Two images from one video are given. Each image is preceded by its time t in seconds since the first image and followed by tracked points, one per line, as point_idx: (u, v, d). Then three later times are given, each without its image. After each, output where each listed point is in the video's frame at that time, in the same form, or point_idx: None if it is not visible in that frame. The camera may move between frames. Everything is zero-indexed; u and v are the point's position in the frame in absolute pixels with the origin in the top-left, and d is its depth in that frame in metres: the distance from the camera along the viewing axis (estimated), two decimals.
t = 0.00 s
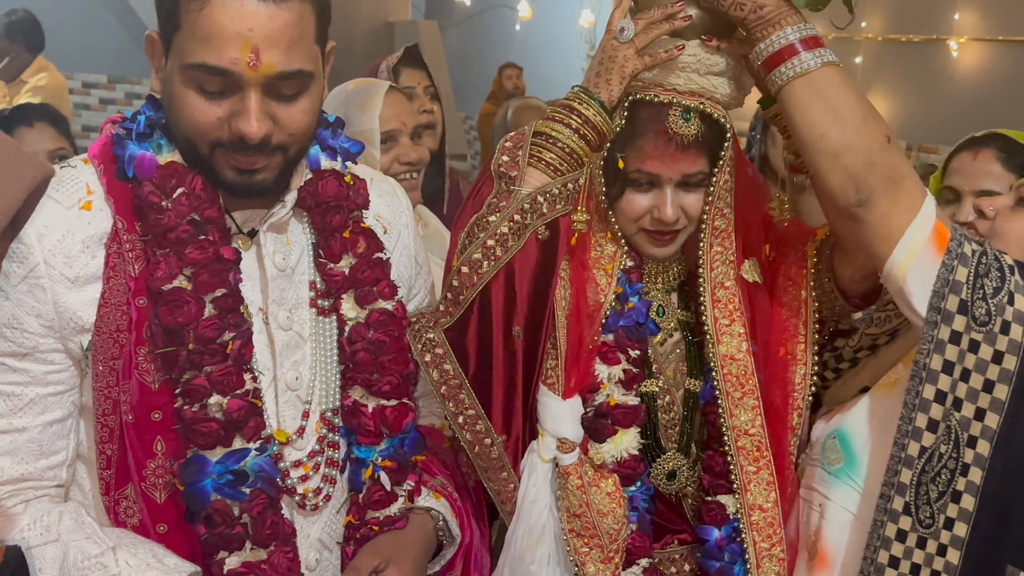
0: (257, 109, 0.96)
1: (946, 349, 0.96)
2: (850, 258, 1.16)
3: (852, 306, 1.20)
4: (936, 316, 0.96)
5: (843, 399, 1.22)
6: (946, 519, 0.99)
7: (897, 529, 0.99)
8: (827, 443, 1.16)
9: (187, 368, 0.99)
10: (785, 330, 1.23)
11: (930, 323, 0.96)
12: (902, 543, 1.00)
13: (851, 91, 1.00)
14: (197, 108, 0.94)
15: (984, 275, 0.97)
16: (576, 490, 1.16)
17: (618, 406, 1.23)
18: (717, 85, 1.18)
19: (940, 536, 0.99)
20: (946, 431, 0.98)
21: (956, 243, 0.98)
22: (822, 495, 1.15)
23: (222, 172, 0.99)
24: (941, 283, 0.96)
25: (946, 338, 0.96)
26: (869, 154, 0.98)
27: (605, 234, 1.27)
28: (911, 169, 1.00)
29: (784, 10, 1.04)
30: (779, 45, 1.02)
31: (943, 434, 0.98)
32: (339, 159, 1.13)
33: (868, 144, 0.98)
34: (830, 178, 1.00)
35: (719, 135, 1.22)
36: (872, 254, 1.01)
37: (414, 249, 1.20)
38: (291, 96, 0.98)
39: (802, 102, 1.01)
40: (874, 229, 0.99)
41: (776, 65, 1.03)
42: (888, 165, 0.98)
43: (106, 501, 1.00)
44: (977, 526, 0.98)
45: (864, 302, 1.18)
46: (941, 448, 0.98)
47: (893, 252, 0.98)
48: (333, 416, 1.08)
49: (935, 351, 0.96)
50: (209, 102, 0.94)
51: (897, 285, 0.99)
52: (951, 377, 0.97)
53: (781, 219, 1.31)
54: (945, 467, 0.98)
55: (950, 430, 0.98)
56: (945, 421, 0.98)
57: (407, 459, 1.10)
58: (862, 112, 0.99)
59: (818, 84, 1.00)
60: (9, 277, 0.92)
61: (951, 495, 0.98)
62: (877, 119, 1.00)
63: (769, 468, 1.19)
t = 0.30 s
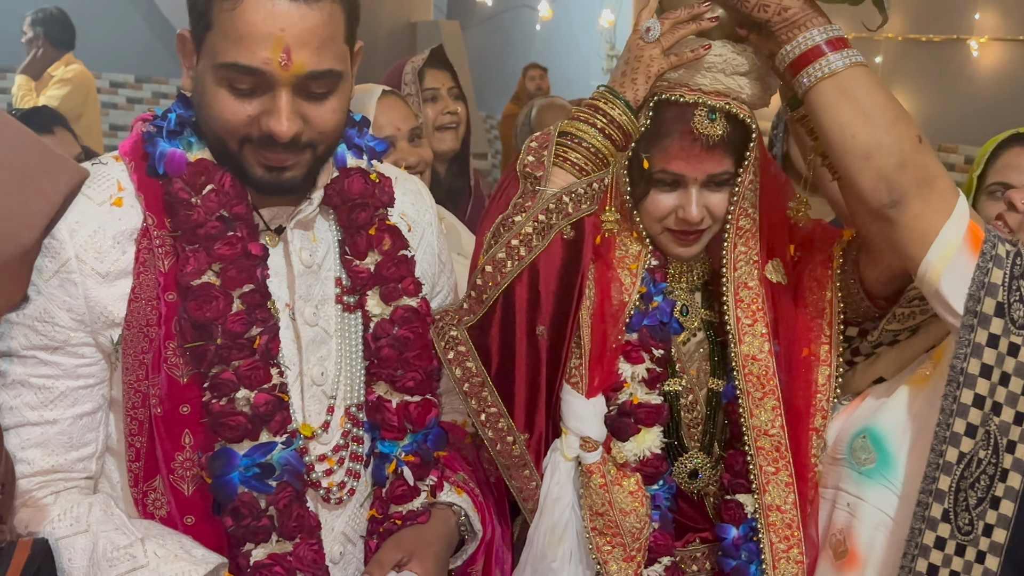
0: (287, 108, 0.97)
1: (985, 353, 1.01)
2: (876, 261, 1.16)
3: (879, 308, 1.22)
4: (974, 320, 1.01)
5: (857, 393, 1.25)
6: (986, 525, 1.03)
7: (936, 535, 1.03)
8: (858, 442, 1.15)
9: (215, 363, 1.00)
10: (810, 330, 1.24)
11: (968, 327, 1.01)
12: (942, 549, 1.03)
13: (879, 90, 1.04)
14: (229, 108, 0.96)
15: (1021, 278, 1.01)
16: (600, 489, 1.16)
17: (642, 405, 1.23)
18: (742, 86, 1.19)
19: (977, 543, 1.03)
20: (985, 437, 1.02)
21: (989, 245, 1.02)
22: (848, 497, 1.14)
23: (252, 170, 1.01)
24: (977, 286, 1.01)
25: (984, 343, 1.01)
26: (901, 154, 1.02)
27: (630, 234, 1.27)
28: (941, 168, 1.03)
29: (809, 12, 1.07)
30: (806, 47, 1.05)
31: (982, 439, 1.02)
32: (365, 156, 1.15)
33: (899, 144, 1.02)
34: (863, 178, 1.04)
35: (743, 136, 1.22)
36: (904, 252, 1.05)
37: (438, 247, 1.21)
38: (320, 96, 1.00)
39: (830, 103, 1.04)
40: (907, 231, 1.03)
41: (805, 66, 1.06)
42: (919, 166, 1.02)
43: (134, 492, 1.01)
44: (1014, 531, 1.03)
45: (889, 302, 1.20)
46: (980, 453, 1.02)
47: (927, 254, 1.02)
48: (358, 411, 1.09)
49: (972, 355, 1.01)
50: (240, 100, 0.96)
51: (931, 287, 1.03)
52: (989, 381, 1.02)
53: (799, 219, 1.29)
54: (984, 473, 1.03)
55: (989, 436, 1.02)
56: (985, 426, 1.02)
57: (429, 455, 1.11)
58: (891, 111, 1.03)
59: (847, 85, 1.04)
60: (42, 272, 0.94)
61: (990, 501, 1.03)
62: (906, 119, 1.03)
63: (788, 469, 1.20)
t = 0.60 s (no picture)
0: (320, 109, 0.99)
1: (1013, 354, 1.02)
2: (900, 256, 1.18)
3: (901, 305, 1.22)
4: (1002, 321, 1.02)
5: (879, 391, 1.24)
6: (1018, 529, 1.03)
7: (964, 538, 1.04)
8: (883, 443, 1.16)
9: (245, 359, 1.02)
10: (832, 325, 1.24)
11: (997, 328, 1.02)
12: (971, 553, 1.04)
13: (906, 90, 1.03)
14: (263, 108, 0.98)
15: None
16: (620, 487, 1.18)
17: (664, 402, 1.25)
18: (767, 85, 1.19)
19: (1009, 546, 1.04)
20: (1015, 439, 1.02)
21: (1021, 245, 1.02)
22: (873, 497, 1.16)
23: (285, 169, 1.03)
24: (1005, 286, 1.02)
25: (1013, 342, 1.02)
26: (929, 152, 1.01)
27: (654, 231, 1.28)
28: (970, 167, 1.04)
29: (834, 14, 1.08)
30: (833, 45, 1.06)
31: (1011, 442, 1.02)
32: (393, 157, 1.16)
33: (927, 142, 1.01)
34: (889, 177, 1.03)
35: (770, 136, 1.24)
36: (934, 253, 1.04)
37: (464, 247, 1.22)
38: (352, 97, 1.01)
39: (857, 102, 1.04)
40: (935, 229, 1.03)
41: (830, 65, 1.06)
42: (947, 163, 1.02)
43: (164, 486, 1.03)
44: None
45: (912, 301, 1.21)
46: (1010, 456, 1.03)
47: (955, 254, 1.03)
48: (383, 408, 1.11)
49: (1001, 356, 1.03)
50: (274, 100, 0.98)
51: (960, 287, 1.03)
52: (1019, 382, 1.02)
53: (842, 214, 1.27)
54: (1015, 476, 1.03)
55: (1019, 438, 1.02)
56: (1014, 428, 1.02)
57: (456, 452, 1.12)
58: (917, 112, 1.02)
59: (874, 84, 1.04)
60: (76, 268, 0.95)
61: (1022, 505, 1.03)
62: (934, 117, 1.03)
63: (807, 466, 1.20)
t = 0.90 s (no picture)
0: (353, 110, 1.01)
1: None
2: (922, 253, 1.21)
3: (923, 300, 1.25)
4: None
5: (903, 387, 1.28)
6: None
7: (988, 529, 1.06)
8: (908, 439, 1.18)
9: (277, 354, 1.04)
10: (852, 320, 1.26)
11: None
12: (995, 544, 1.05)
13: (936, 88, 1.06)
14: (297, 109, 1.00)
15: None
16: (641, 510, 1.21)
17: (684, 397, 1.27)
18: (792, 82, 1.16)
19: None
20: None
21: None
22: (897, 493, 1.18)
23: (317, 169, 1.05)
24: None
25: None
26: (958, 149, 1.05)
27: (674, 228, 1.28)
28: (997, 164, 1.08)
29: (864, 11, 1.09)
30: (863, 44, 1.08)
31: None
32: (422, 156, 1.19)
33: (957, 139, 1.05)
34: (920, 172, 1.07)
35: (793, 131, 1.21)
36: (962, 248, 1.08)
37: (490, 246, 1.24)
38: (385, 98, 1.03)
39: (887, 99, 1.07)
40: (965, 223, 1.07)
41: (861, 63, 1.08)
42: (976, 160, 1.06)
43: (197, 477, 1.05)
44: None
45: (936, 295, 1.24)
46: None
47: (984, 249, 1.07)
48: (411, 403, 1.13)
49: None
50: (308, 101, 1.00)
51: (987, 281, 1.08)
52: None
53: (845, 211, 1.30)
54: None
55: None
56: None
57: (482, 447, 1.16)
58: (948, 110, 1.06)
59: (904, 81, 1.06)
60: (112, 263, 0.97)
61: None
62: (963, 115, 1.06)
63: (829, 460, 1.23)
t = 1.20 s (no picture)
0: (382, 107, 1.03)
1: None
2: (945, 247, 1.24)
3: (943, 294, 1.28)
4: None
5: (927, 387, 1.33)
6: None
7: (1016, 525, 1.13)
8: (939, 443, 1.22)
9: (306, 347, 1.06)
10: (875, 314, 1.28)
11: None
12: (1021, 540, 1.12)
13: (968, 96, 1.10)
14: (326, 106, 1.02)
15: None
16: (650, 555, 1.23)
17: (700, 394, 1.27)
18: (815, 77, 1.21)
19: None
20: None
21: None
22: (927, 495, 1.22)
23: (345, 166, 1.07)
24: None
25: None
26: (989, 155, 1.09)
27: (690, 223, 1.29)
28: None
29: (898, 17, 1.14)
30: (896, 48, 1.12)
31: None
32: (447, 155, 1.22)
33: (988, 145, 1.09)
34: (950, 176, 1.11)
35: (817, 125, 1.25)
36: (992, 253, 1.12)
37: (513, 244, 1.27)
38: (413, 96, 1.05)
39: (919, 104, 1.12)
40: (994, 227, 1.10)
41: (895, 67, 1.13)
42: (1007, 167, 1.09)
43: (227, 468, 1.06)
44: None
45: (956, 290, 1.27)
46: None
47: (1013, 251, 1.10)
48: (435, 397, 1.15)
49: None
50: (338, 99, 1.02)
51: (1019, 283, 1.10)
52: None
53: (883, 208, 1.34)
54: None
55: None
56: None
57: (507, 442, 1.18)
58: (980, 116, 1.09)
59: (934, 87, 1.11)
60: (145, 258, 0.99)
61: None
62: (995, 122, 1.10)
63: (851, 452, 1.25)
